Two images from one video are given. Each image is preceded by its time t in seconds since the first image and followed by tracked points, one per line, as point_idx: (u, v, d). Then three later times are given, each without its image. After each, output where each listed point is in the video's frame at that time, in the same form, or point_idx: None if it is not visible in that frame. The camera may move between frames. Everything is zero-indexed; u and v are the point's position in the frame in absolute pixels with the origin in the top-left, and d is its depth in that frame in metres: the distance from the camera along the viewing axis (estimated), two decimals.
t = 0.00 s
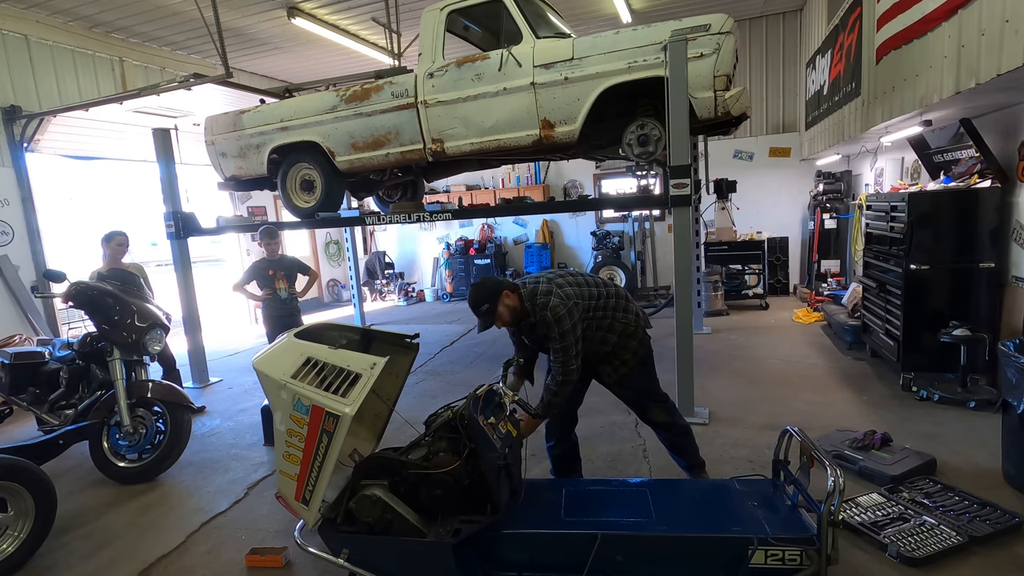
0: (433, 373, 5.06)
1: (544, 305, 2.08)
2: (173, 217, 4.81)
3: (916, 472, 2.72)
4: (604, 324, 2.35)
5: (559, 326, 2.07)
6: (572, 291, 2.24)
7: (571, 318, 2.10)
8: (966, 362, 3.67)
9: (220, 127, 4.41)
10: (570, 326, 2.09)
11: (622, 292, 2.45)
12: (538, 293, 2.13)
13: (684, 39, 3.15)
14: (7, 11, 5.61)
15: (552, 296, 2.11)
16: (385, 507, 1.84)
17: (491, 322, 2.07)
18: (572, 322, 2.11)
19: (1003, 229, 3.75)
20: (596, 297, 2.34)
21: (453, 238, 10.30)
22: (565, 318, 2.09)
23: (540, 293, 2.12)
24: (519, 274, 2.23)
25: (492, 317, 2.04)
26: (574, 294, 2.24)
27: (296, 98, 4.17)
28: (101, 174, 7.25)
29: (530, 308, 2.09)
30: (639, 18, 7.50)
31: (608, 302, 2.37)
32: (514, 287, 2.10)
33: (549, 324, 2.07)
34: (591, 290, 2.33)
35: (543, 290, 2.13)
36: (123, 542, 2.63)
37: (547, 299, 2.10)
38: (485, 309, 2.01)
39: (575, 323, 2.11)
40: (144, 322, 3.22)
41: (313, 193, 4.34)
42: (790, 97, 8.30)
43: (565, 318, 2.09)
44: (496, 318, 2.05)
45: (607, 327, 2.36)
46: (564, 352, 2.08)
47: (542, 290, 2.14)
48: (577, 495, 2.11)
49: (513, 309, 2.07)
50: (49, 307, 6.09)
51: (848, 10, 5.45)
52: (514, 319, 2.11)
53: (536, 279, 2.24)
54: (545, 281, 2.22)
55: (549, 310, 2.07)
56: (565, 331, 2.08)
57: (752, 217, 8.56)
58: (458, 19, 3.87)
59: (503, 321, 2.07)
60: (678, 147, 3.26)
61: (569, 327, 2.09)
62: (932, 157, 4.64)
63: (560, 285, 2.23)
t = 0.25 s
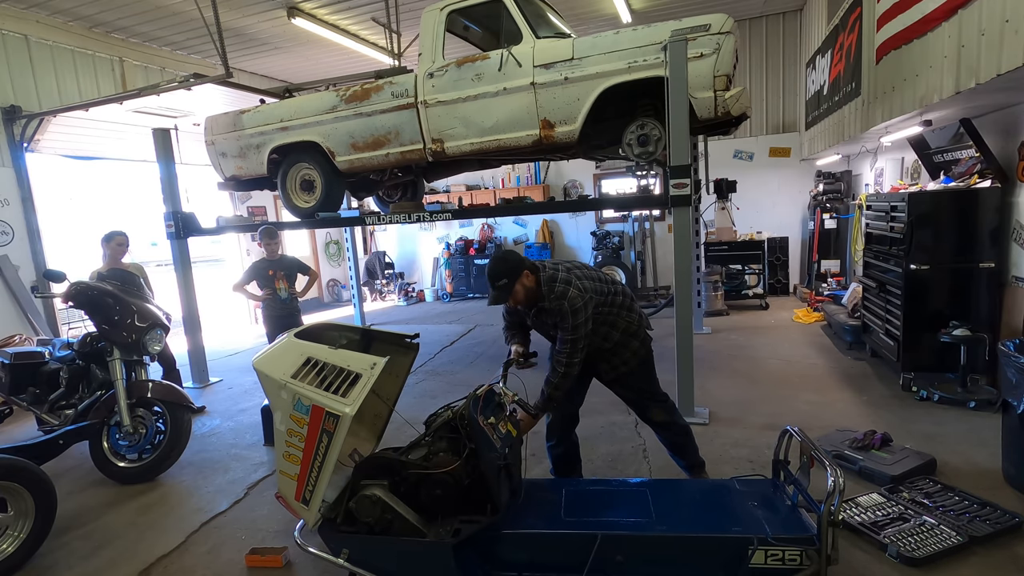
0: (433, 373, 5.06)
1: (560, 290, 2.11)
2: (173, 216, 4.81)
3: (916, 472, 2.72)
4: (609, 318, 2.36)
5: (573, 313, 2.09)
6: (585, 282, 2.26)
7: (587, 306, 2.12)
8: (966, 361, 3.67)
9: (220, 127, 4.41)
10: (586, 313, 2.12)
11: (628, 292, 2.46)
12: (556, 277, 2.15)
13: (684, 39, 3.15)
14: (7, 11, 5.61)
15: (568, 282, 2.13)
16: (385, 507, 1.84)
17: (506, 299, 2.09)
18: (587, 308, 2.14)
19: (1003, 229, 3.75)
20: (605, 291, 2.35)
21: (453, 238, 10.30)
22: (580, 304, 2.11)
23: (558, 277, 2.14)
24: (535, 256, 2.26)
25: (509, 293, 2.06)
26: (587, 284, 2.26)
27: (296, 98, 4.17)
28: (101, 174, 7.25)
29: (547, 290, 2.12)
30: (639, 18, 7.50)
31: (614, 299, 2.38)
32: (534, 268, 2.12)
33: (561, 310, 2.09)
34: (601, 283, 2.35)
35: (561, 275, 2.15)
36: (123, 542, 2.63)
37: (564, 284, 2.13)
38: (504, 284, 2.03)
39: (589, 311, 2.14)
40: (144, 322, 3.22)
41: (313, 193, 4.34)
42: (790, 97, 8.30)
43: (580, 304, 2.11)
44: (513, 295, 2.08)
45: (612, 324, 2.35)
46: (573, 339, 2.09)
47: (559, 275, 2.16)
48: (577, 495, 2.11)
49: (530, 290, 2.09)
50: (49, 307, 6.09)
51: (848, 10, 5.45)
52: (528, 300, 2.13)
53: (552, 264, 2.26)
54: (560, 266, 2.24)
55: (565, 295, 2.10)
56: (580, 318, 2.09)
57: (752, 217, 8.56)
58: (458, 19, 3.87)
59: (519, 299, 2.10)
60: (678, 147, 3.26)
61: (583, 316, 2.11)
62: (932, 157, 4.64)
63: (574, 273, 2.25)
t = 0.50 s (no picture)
0: (433, 372, 5.06)
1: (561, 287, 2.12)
2: (173, 216, 4.81)
3: (916, 472, 2.72)
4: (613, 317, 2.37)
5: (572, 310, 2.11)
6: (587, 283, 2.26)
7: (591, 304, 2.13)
8: (966, 362, 3.67)
9: (220, 127, 4.41)
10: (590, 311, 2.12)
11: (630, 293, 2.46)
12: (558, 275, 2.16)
13: (684, 39, 3.15)
14: (7, 11, 5.61)
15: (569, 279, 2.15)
16: (385, 507, 1.84)
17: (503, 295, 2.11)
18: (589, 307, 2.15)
19: (1003, 230, 3.75)
20: (607, 291, 2.35)
21: (453, 238, 10.30)
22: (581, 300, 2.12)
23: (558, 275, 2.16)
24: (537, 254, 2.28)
25: (506, 289, 2.09)
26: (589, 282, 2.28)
27: (296, 98, 4.17)
28: (101, 174, 7.25)
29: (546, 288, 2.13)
30: (639, 18, 7.50)
31: (615, 299, 2.38)
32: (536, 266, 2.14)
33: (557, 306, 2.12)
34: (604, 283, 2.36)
35: (562, 273, 2.17)
36: (123, 542, 2.63)
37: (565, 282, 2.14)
38: (501, 280, 2.06)
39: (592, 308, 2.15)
40: (144, 322, 3.22)
41: (313, 193, 4.34)
42: (790, 97, 8.30)
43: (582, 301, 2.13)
44: (510, 291, 2.10)
45: (612, 324, 2.36)
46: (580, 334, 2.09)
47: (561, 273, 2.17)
48: (577, 495, 2.11)
49: (528, 287, 2.11)
50: (49, 307, 6.09)
51: (848, 10, 5.45)
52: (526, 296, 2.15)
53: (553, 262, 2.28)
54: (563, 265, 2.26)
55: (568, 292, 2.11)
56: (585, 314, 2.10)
57: (752, 217, 8.56)
58: (458, 19, 3.87)
59: (515, 296, 2.12)
60: (678, 147, 3.26)
61: (587, 315, 2.11)
62: (932, 157, 4.64)
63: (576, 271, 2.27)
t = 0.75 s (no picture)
0: (433, 372, 5.06)
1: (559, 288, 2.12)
2: (173, 217, 4.81)
3: (916, 472, 2.72)
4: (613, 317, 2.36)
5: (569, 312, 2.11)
6: (586, 284, 2.25)
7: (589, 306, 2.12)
8: (966, 362, 3.67)
9: (220, 127, 4.41)
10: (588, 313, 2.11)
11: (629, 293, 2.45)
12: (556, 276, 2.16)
13: (684, 40, 3.15)
14: (7, 11, 5.61)
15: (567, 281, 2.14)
16: (385, 507, 1.84)
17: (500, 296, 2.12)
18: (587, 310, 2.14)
19: (1003, 230, 3.75)
20: (606, 291, 2.35)
21: (453, 238, 10.30)
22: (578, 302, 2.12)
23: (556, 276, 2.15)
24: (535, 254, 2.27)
25: (503, 290, 2.09)
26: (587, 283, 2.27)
27: (296, 98, 4.17)
28: (101, 174, 7.25)
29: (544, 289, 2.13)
30: (639, 18, 7.50)
31: (614, 299, 2.37)
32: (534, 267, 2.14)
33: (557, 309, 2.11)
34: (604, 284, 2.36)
35: (559, 274, 2.16)
36: (123, 542, 2.63)
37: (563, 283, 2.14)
38: (498, 282, 2.06)
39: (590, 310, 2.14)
40: (144, 322, 3.22)
41: (313, 193, 4.34)
42: (791, 97, 8.30)
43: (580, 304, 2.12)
44: (507, 292, 2.11)
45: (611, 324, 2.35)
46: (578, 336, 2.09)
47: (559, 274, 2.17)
48: (577, 495, 2.11)
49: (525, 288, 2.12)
50: (49, 307, 6.09)
51: (848, 10, 5.45)
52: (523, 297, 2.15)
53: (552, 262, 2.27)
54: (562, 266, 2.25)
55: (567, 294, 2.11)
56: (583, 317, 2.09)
57: (752, 217, 8.56)
58: (458, 19, 3.87)
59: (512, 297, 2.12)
60: (678, 147, 3.26)
61: (585, 316, 2.11)
62: (932, 157, 4.64)
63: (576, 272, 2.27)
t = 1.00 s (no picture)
0: (433, 372, 5.06)
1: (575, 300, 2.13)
2: (173, 217, 4.81)
3: (916, 472, 2.72)
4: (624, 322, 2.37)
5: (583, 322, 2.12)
6: (600, 291, 2.27)
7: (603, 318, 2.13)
8: (966, 362, 3.67)
9: (220, 127, 4.41)
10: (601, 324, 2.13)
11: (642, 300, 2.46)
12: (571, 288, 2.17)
13: (684, 39, 3.15)
14: (7, 11, 5.61)
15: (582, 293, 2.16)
16: (385, 507, 1.84)
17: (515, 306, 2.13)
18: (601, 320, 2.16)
19: (1003, 230, 3.75)
20: (620, 300, 2.35)
21: (453, 238, 10.30)
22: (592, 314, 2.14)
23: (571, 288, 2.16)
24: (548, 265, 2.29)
25: (519, 300, 2.11)
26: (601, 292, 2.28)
27: (296, 98, 4.17)
28: (101, 174, 7.26)
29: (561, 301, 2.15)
30: (639, 18, 7.50)
31: (627, 306, 2.38)
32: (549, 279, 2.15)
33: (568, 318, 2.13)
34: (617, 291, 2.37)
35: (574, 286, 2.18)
36: (123, 542, 2.63)
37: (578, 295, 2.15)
38: (516, 292, 2.08)
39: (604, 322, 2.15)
40: (144, 322, 3.22)
41: (313, 193, 4.34)
42: (790, 97, 8.30)
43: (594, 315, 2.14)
44: (522, 303, 2.12)
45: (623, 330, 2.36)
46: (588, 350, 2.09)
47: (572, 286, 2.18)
48: (577, 495, 2.11)
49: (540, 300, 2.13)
50: (49, 307, 6.09)
51: (848, 10, 5.45)
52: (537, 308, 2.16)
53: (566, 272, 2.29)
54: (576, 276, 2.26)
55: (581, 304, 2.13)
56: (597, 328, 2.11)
57: (752, 217, 8.56)
58: (458, 19, 3.87)
59: (527, 308, 2.14)
60: (678, 147, 3.26)
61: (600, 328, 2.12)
62: (932, 157, 4.64)
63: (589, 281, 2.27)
